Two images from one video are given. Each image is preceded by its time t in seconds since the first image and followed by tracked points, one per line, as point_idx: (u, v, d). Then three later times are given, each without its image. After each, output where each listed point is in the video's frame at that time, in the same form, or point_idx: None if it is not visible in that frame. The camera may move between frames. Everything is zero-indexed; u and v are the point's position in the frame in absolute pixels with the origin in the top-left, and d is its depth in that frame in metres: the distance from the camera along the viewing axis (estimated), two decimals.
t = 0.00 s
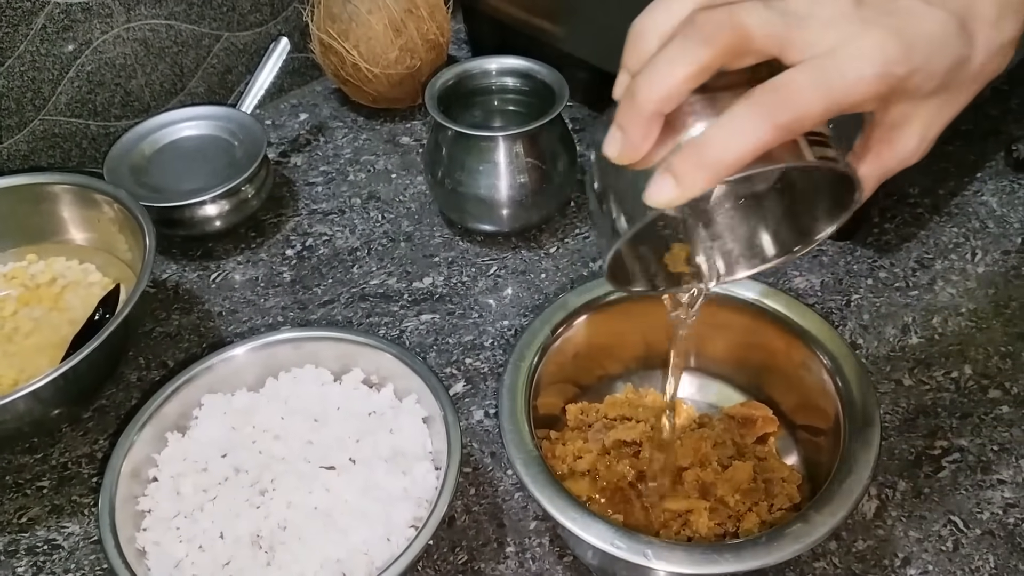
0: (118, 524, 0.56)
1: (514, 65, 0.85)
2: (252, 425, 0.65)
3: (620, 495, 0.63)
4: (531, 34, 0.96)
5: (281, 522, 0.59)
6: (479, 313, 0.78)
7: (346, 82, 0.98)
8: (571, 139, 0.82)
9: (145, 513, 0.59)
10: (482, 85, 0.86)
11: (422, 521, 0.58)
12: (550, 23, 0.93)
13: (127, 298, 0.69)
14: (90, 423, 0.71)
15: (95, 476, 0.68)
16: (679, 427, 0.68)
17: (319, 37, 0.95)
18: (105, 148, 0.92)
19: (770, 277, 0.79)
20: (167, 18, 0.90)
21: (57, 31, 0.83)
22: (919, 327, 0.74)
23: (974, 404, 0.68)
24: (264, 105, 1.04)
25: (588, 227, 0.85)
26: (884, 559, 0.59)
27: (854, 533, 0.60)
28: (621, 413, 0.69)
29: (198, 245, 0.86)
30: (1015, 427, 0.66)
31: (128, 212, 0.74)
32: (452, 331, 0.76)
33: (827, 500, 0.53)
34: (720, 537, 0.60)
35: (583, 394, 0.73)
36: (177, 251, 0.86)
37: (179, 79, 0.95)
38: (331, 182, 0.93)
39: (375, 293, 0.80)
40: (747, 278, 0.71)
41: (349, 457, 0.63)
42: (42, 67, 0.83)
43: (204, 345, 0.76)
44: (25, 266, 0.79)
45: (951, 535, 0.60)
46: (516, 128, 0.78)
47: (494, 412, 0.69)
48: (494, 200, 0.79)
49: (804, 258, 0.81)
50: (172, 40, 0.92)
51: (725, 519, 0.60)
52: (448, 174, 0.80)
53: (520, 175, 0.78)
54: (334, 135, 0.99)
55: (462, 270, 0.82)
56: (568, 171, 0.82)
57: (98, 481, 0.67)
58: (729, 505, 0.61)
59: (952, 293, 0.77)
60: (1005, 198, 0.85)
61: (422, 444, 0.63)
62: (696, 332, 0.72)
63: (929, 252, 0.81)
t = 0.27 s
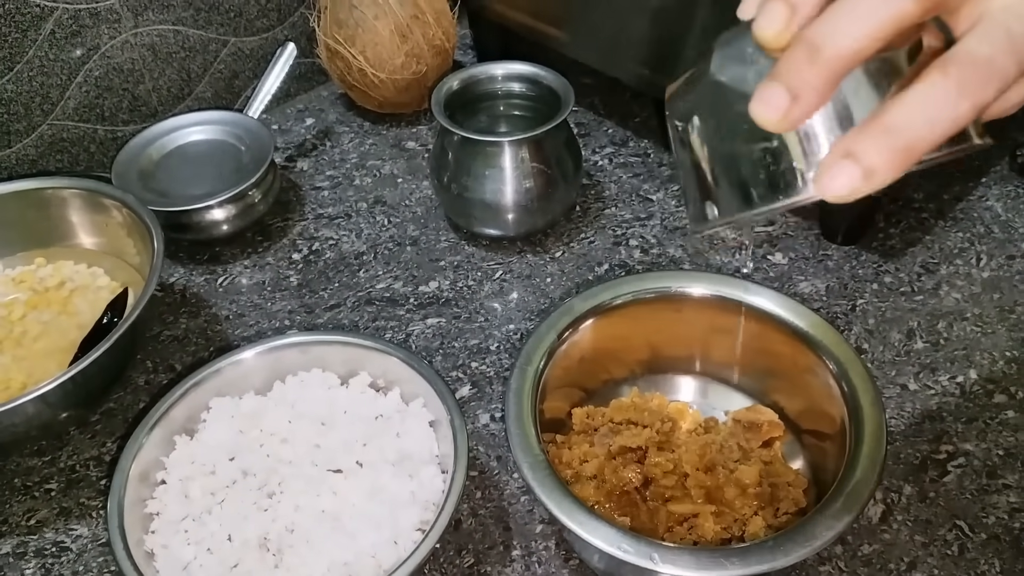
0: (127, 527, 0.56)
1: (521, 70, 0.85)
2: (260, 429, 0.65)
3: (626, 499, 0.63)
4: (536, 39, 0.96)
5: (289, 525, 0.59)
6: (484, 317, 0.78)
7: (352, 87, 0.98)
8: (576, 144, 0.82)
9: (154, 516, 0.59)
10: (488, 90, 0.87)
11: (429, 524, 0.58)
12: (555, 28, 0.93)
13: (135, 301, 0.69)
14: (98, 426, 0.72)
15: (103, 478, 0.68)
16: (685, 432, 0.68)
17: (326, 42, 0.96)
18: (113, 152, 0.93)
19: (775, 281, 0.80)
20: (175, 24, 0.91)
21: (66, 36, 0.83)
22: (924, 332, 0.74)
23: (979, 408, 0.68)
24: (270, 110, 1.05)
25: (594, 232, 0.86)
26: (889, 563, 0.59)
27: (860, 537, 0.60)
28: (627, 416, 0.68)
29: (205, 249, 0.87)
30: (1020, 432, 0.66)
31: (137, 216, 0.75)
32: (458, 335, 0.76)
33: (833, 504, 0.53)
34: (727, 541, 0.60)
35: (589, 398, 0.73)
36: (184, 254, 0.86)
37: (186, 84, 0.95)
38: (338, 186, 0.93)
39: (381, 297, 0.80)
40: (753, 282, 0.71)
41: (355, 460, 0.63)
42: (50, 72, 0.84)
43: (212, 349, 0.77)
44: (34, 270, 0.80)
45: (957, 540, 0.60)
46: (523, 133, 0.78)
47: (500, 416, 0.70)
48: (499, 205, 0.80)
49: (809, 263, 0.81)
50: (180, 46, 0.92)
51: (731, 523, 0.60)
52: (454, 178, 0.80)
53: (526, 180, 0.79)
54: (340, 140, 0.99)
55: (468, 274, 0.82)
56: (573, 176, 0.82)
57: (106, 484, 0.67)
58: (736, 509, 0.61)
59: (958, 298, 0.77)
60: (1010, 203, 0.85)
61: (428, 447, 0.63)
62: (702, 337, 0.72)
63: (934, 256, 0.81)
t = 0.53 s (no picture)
0: (128, 525, 0.56)
1: (521, 69, 0.86)
2: (261, 428, 0.66)
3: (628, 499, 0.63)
4: (537, 37, 0.96)
5: (291, 524, 0.59)
6: (486, 316, 0.78)
7: (353, 86, 0.98)
8: (578, 143, 0.82)
9: (155, 514, 0.60)
10: (489, 89, 0.87)
11: (431, 523, 0.58)
12: (557, 27, 0.93)
13: (137, 300, 0.70)
14: (100, 425, 0.72)
15: (104, 478, 0.68)
16: (686, 430, 0.68)
17: (327, 41, 0.96)
18: (114, 151, 0.93)
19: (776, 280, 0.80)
20: (176, 23, 0.91)
21: (67, 34, 0.83)
22: (925, 331, 0.74)
23: (980, 407, 0.68)
24: (271, 109, 1.05)
25: (595, 231, 0.86)
26: (891, 562, 0.59)
27: (861, 536, 0.60)
28: (628, 416, 0.68)
29: (206, 248, 0.87)
30: (1021, 431, 0.66)
31: (138, 215, 0.75)
32: (460, 334, 0.76)
33: (834, 503, 0.53)
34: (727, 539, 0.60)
35: (590, 397, 0.73)
36: (185, 254, 0.86)
37: (188, 83, 0.95)
38: (339, 185, 0.93)
39: (382, 296, 0.80)
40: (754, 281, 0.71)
41: (357, 459, 0.63)
42: (51, 70, 0.84)
43: (213, 348, 0.77)
44: (36, 269, 0.80)
45: (958, 538, 0.60)
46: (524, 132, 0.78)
47: (501, 415, 0.70)
48: (501, 203, 0.80)
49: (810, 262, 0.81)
50: (181, 44, 0.92)
51: (732, 522, 0.60)
52: (456, 177, 0.80)
53: (527, 180, 0.79)
54: (341, 139, 0.99)
55: (469, 273, 0.82)
56: (574, 176, 0.82)
57: (107, 482, 0.68)
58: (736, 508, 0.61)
59: (959, 297, 0.77)
60: (1011, 202, 0.85)
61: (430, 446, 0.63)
62: (704, 336, 0.72)
63: (935, 256, 0.81)
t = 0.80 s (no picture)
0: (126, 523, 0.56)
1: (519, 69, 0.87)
2: (260, 426, 0.65)
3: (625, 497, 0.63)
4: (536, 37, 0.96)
5: (289, 521, 0.59)
6: (484, 315, 0.78)
7: (352, 85, 0.98)
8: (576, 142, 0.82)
9: (153, 512, 0.60)
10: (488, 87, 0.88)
11: (429, 521, 0.58)
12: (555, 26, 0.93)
13: (135, 299, 0.69)
14: (97, 423, 0.72)
15: (102, 475, 0.68)
16: (684, 429, 0.68)
17: (325, 40, 0.96)
18: (112, 149, 0.93)
19: (774, 279, 0.80)
20: (174, 21, 0.91)
21: (65, 32, 0.83)
22: (922, 330, 0.74)
23: (977, 406, 0.68)
24: (269, 107, 1.05)
25: (593, 230, 0.86)
26: (888, 560, 0.59)
27: (858, 534, 0.61)
28: (626, 414, 0.68)
29: (204, 246, 0.87)
30: (1018, 430, 0.66)
31: (137, 213, 0.75)
32: (457, 332, 0.76)
33: (831, 501, 0.54)
34: (725, 537, 0.60)
35: (588, 395, 0.73)
36: (183, 252, 0.86)
37: (186, 81, 0.95)
38: (337, 184, 0.93)
39: (381, 294, 0.80)
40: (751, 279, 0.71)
41: (355, 456, 0.63)
42: (49, 68, 0.84)
43: (211, 346, 0.77)
44: (33, 266, 0.80)
45: (955, 537, 0.60)
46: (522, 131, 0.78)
47: (499, 413, 0.70)
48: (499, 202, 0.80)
49: (808, 261, 0.81)
50: (179, 43, 0.92)
51: (729, 520, 0.61)
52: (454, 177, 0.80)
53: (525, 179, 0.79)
54: (339, 138, 0.99)
55: (467, 272, 0.82)
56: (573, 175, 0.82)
57: (105, 480, 0.67)
58: (734, 506, 0.61)
59: (956, 296, 0.77)
60: (1008, 202, 0.86)
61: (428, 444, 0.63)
62: (702, 334, 0.73)
63: (933, 255, 0.81)
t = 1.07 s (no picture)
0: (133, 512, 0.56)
1: (528, 61, 0.88)
2: (266, 416, 0.66)
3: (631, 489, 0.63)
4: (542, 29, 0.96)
5: (295, 511, 0.59)
6: (489, 307, 0.78)
7: (357, 77, 0.98)
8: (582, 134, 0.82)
9: (160, 501, 0.60)
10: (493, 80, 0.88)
11: (435, 511, 0.58)
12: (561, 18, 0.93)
13: (141, 289, 0.70)
14: (104, 413, 0.72)
15: (109, 465, 0.68)
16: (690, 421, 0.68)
17: (330, 32, 0.95)
18: (118, 140, 0.93)
19: (780, 273, 0.80)
20: (180, 12, 0.91)
21: (71, 23, 0.83)
22: (928, 323, 0.74)
23: (983, 400, 0.68)
24: (275, 99, 1.05)
25: (598, 222, 0.86)
26: (894, 553, 0.59)
27: (864, 527, 0.61)
28: (631, 406, 0.68)
29: (210, 238, 0.87)
30: None
31: (143, 204, 0.75)
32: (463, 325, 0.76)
33: (838, 493, 0.54)
34: (730, 529, 0.60)
35: (593, 387, 0.73)
36: (189, 243, 0.86)
37: (192, 73, 0.95)
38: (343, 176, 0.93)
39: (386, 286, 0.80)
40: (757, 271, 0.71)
41: (361, 447, 0.64)
42: (55, 59, 0.84)
43: (217, 337, 0.77)
44: (40, 257, 0.80)
45: (960, 530, 0.60)
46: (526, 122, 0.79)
47: (504, 405, 0.70)
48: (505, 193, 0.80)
49: (814, 254, 0.81)
50: (185, 34, 0.92)
51: (734, 512, 0.61)
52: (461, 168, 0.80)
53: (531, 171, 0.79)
54: (345, 130, 0.99)
55: (473, 264, 0.82)
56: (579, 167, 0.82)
57: (111, 470, 0.68)
58: (739, 498, 0.61)
59: (962, 290, 0.77)
60: (1015, 196, 0.85)
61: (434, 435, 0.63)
62: (707, 327, 0.72)
63: (939, 249, 0.81)
